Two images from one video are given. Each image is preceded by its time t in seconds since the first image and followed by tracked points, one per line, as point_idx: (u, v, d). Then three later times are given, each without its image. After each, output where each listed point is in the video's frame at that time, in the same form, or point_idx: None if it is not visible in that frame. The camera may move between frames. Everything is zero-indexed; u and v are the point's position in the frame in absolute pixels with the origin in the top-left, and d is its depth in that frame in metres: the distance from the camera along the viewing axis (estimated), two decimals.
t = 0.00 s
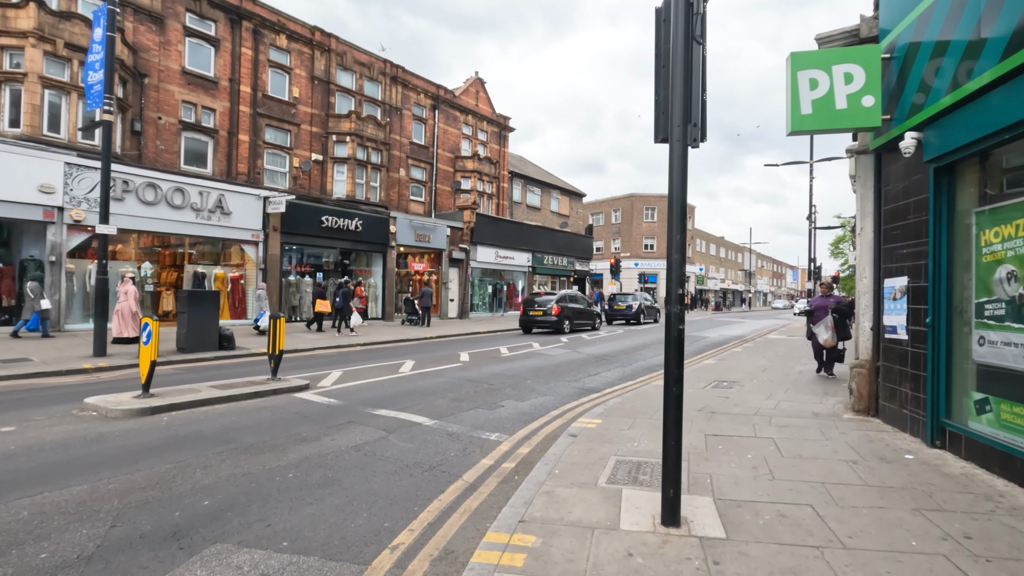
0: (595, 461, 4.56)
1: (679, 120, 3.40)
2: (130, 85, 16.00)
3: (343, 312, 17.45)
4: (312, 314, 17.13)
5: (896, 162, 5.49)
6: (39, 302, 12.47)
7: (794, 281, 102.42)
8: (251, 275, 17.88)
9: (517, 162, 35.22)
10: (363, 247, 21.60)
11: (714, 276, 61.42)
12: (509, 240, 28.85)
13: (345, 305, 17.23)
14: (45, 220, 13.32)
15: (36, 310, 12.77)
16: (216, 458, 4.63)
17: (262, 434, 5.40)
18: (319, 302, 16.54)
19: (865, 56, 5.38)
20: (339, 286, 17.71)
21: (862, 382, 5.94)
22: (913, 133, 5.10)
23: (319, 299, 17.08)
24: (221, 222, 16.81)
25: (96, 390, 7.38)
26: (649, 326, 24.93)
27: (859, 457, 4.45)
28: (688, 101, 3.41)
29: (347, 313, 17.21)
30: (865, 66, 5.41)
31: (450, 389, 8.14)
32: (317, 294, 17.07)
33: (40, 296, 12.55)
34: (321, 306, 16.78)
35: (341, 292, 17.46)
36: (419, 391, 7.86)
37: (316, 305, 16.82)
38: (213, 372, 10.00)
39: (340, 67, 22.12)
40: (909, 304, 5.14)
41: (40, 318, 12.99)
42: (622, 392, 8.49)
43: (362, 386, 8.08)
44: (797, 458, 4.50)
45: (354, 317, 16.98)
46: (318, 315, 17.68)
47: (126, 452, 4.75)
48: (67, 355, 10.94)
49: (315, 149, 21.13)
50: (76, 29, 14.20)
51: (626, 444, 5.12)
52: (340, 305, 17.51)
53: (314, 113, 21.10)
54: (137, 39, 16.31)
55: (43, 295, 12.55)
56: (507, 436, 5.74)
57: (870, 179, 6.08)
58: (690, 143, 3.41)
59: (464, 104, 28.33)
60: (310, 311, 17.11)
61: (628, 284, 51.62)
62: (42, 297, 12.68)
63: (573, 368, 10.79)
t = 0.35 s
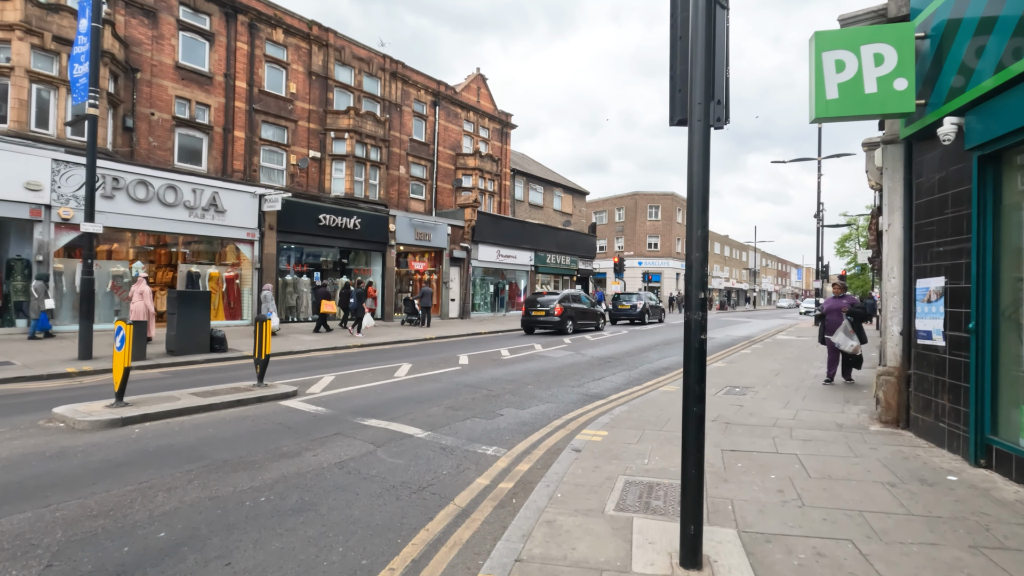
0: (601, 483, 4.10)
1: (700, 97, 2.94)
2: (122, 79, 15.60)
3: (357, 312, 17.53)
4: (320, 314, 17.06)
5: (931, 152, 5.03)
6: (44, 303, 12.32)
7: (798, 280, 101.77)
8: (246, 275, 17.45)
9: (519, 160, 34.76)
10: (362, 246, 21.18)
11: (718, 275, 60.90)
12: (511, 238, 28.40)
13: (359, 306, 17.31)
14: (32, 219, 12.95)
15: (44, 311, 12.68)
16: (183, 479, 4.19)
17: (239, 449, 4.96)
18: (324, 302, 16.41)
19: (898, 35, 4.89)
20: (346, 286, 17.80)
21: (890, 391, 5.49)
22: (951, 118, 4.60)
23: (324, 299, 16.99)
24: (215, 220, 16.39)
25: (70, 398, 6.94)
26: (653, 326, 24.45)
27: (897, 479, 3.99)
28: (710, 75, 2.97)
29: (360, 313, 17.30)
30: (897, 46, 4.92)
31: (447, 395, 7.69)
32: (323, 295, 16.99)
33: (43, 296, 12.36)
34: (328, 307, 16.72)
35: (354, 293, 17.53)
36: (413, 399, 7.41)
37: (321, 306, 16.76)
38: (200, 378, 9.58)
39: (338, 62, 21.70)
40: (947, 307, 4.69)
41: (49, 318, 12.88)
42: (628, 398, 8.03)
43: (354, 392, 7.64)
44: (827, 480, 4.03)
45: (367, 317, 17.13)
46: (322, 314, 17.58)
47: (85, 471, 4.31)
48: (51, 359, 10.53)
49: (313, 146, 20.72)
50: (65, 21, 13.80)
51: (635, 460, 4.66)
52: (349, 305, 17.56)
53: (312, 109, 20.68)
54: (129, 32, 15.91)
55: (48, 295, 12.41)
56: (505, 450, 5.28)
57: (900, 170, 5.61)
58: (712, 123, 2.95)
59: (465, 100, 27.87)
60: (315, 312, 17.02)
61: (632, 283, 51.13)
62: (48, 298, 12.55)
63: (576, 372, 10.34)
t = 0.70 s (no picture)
0: (617, 501, 3.65)
1: (740, 52, 2.48)
2: (114, 72, 15.20)
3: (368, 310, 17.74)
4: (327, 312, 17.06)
5: (980, 133, 4.58)
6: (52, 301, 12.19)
7: (802, 278, 101.14)
8: (243, 273, 17.05)
9: (522, 157, 34.28)
10: (362, 243, 20.74)
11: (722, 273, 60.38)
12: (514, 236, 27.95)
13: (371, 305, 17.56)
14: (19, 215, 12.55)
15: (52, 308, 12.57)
16: (150, 495, 3.76)
17: (217, 460, 4.53)
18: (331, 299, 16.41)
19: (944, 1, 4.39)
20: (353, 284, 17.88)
21: (927, 396, 5.05)
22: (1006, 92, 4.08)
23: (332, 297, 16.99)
24: (211, 217, 15.97)
25: (45, 403, 6.52)
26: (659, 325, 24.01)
27: (952, 498, 3.53)
28: (751, 27, 2.50)
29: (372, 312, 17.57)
30: (944, 13, 4.42)
31: (446, 398, 7.26)
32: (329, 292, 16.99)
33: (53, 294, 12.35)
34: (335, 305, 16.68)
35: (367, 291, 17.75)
36: (411, 402, 6.96)
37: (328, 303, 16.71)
38: (189, 380, 9.15)
39: (337, 55, 21.26)
40: (998, 303, 4.24)
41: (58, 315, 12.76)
42: (638, 401, 7.58)
43: (348, 395, 7.20)
44: (872, 498, 3.58)
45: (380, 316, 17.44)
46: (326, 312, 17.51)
47: (43, 486, 3.88)
48: (36, 360, 10.12)
49: (311, 142, 20.31)
50: (54, 11, 13.36)
51: (652, 473, 4.21)
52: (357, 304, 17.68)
53: (310, 103, 20.26)
54: (121, 24, 15.51)
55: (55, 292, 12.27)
56: (508, 461, 4.84)
57: (939, 155, 5.15)
58: (753, 84, 2.50)
59: (467, 95, 27.40)
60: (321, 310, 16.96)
61: (636, 281, 50.70)
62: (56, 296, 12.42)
63: (582, 373, 9.88)
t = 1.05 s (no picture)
0: (627, 533, 3.19)
1: None
2: (103, 66, 14.80)
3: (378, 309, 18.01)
4: (331, 312, 17.06)
5: None
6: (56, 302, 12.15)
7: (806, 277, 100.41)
8: (237, 272, 16.64)
9: (523, 154, 33.81)
10: (359, 241, 20.26)
11: (726, 272, 59.82)
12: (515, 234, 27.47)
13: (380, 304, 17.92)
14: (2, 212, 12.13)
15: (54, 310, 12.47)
16: (95, 524, 3.31)
17: (180, 479, 4.07)
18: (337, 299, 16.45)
19: None
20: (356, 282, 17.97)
21: (965, 406, 4.60)
22: None
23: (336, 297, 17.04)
24: (203, 214, 15.53)
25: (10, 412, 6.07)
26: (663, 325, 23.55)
27: (1014, 531, 3.05)
28: None
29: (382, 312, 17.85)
30: None
31: (440, 405, 6.80)
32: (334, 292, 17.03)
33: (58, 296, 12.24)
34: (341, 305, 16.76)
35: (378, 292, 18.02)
36: (402, 410, 6.51)
37: (334, 304, 16.74)
38: (172, 385, 8.70)
39: (334, 50, 20.82)
40: None
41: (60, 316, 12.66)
42: (645, 408, 7.11)
43: (335, 402, 6.76)
44: (921, 531, 3.10)
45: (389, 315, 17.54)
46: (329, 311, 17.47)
47: None
48: (15, 363, 9.69)
49: (308, 138, 19.88)
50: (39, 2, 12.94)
51: (665, 496, 3.75)
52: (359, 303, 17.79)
53: (306, 99, 19.83)
54: (110, 16, 15.09)
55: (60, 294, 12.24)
56: (505, 479, 4.38)
57: (979, 142, 4.69)
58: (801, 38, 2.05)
59: (468, 91, 26.95)
60: (327, 310, 16.90)
61: (639, 280, 50.17)
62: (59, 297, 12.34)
63: (584, 376, 9.42)
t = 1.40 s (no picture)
0: None
1: None
2: (90, 60, 14.37)
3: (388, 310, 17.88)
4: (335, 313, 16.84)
5: None
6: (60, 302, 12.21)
7: (809, 277, 99.83)
8: (229, 272, 16.18)
9: (524, 152, 33.32)
10: (355, 241, 19.76)
11: (729, 271, 59.27)
12: (516, 233, 26.99)
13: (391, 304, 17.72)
14: None
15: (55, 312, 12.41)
16: (17, 570, 2.85)
17: (130, 510, 3.60)
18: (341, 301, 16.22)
19: None
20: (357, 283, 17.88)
21: (1011, 423, 4.14)
22: None
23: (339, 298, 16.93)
24: (193, 213, 15.09)
25: None
26: (667, 326, 23.07)
27: None
28: None
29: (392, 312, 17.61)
30: None
31: (432, 416, 6.33)
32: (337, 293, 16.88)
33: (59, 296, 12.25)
34: (344, 307, 16.65)
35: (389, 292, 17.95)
36: (389, 422, 6.04)
37: (337, 305, 16.62)
38: (149, 394, 8.21)
39: (330, 45, 20.37)
40: None
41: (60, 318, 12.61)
42: (652, 419, 6.63)
43: (318, 412, 6.29)
44: None
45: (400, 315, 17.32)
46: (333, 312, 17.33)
47: None
48: None
49: (303, 135, 19.45)
50: None
51: (679, 532, 3.26)
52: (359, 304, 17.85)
53: (301, 95, 19.38)
54: (97, 9, 14.66)
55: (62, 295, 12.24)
56: (497, 506, 3.90)
57: None
58: None
59: (467, 87, 26.47)
60: (330, 311, 16.66)
61: (641, 280, 49.66)
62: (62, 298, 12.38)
63: (586, 382, 8.94)
